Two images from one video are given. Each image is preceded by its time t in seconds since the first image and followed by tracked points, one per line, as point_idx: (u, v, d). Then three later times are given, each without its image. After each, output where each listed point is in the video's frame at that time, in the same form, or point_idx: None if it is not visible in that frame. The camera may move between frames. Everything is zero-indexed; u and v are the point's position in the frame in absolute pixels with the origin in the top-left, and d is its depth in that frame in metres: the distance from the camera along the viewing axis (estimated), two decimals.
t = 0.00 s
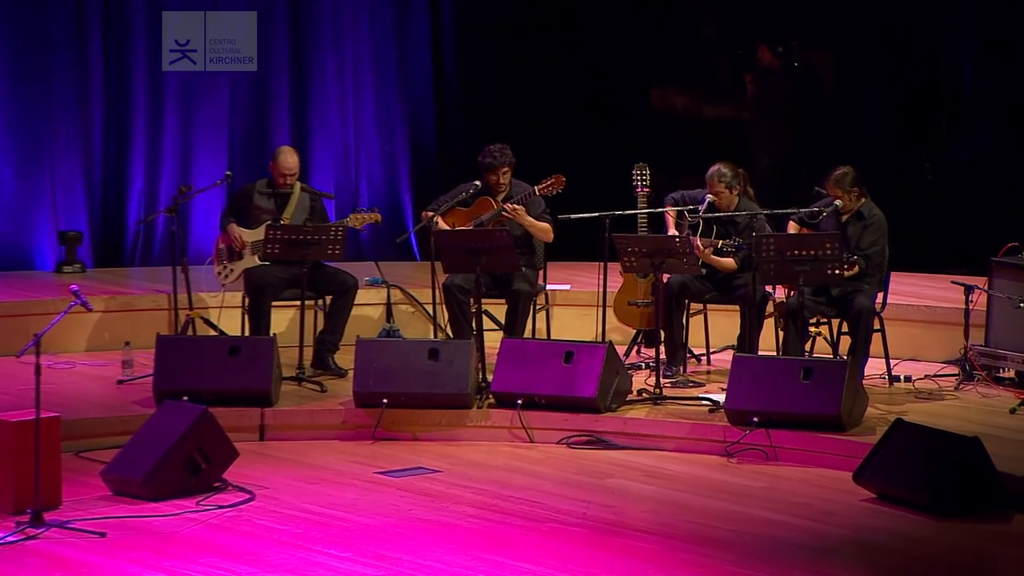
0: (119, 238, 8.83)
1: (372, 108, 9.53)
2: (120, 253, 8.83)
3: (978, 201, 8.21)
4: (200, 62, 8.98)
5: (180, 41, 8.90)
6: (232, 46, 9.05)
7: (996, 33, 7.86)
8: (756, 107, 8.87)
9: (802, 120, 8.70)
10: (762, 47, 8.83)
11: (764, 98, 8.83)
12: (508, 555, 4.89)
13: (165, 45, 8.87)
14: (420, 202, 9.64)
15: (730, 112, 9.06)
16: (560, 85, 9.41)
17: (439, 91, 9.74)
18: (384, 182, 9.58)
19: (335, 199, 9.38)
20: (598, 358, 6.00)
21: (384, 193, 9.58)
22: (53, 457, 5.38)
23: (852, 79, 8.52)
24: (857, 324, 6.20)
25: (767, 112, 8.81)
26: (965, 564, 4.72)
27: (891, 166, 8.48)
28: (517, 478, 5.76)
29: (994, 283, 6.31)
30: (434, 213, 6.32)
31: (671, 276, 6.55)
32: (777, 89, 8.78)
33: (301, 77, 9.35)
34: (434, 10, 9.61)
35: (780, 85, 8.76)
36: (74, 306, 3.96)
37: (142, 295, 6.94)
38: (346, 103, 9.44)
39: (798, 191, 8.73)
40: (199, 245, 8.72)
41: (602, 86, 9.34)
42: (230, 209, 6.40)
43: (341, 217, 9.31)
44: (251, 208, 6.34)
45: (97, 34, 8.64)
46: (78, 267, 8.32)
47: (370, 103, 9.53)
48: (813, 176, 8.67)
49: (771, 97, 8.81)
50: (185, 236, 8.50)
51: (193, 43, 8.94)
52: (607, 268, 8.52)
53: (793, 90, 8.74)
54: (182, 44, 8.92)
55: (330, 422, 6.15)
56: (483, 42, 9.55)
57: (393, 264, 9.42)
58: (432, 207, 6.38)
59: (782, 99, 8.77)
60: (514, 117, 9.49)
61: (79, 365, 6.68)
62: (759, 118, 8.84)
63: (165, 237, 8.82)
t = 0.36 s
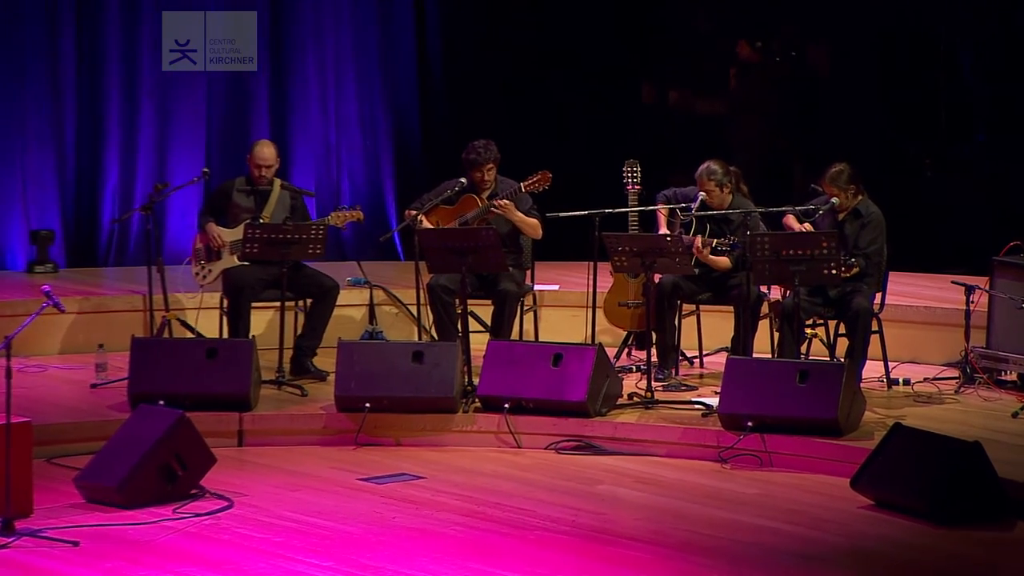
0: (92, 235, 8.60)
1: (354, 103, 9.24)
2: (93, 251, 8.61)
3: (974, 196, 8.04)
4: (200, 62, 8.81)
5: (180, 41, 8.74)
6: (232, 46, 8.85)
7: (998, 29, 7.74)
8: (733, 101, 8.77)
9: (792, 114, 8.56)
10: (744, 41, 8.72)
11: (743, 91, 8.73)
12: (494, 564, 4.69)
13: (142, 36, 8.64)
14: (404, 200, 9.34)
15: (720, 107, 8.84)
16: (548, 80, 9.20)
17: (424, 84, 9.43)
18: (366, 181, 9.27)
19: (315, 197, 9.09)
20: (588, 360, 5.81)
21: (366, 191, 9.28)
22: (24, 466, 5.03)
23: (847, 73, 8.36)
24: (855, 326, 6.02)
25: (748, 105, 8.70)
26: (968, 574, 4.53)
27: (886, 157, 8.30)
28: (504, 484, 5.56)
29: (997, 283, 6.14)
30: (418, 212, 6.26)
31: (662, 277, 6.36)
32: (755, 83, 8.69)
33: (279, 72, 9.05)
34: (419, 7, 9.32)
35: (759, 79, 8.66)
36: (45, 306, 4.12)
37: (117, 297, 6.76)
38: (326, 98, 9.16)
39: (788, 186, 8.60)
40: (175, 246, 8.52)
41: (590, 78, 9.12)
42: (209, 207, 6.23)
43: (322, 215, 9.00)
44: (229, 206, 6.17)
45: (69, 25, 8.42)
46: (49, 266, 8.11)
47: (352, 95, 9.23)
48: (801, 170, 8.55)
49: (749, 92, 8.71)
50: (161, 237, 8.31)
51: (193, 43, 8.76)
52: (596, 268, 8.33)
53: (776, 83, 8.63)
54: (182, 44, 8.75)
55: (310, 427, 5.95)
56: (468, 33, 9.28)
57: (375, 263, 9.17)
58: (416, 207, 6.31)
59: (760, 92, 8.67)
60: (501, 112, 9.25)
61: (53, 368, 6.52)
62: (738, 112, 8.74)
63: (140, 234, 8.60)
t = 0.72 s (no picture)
0: (64, 233, 8.32)
1: (336, 97, 9.01)
2: (66, 251, 8.33)
3: (971, 195, 7.91)
4: (200, 62, 8.63)
5: (179, 41, 8.55)
6: (231, 46, 8.67)
7: (998, 29, 7.65)
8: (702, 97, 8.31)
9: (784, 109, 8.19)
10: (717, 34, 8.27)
11: (712, 86, 8.26)
12: (479, 573, 4.49)
13: (119, 32, 8.35)
14: (387, 197, 9.13)
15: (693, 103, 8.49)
16: (536, 75, 9.05)
17: (407, 79, 9.20)
18: (348, 177, 9.06)
19: (295, 194, 8.87)
20: (576, 362, 5.64)
21: (348, 187, 9.06)
22: None
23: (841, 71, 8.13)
24: (851, 327, 5.86)
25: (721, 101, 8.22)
26: None
27: (882, 153, 8.14)
28: (490, 491, 5.38)
29: (997, 283, 5.97)
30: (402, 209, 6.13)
31: (652, 277, 6.21)
32: (729, 77, 8.22)
33: (258, 67, 8.77)
34: (403, 7, 9.11)
35: (732, 74, 8.21)
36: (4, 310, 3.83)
37: (91, 298, 6.62)
38: (307, 93, 8.91)
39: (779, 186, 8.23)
40: (151, 244, 8.37)
41: (589, 77, 8.97)
42: (185, 204, 6.12)
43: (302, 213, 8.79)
44: (208, 204, 6.08)
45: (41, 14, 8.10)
46: (22, 266, 7.75)
47: (333, 85, 9.00)
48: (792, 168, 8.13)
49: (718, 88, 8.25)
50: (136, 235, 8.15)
51: (193, 43, 8.58)
52: (584, 268, 8.15)
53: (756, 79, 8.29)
54: (182, 44, 8.56)
55: (290, 432, 5.78)
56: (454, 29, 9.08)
57: (357, 263, 8.94)
58: (399, 206, 6.17)
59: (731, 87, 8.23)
60: (489, 108, 9.07)
61: (24, 371, 6.35)
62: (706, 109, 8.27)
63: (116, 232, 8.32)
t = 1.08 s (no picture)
0: (39, 232, 8.14)
1: (319, 92, 8.84)
2: (41, 249, 8.14)
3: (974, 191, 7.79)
4: (201, 62, 8.53)
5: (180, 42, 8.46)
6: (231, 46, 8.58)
7: (997, 24, 7.58)
8: (685, 94, 7.65)
9: (778, 107, 7.69)
10: (693, 23, 7.45)
11: (691, 84, 7.63)
12: None
13: (95, 26, 8.21)
14: (371, 193, 8.95)
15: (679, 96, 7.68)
16: (525, 72, 8.89)
17: (393, 75, 9.04)
18: (331, 172, 8.87)
19: (277, 191, 8.70)
20: (567, 365, 5.48)
21: (331, 185, 8.88)
22: None
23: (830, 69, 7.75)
24: (851, 328, 5.70)
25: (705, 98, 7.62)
26: None
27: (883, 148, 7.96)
28: (478, 496, 5.19)
29: (999, 283, 5.82)
30: (388, 208, 5.98)
31: (644, 277, 6.04)
32: (707, 72, 7.58)
33: (236, 65, 8.61)
34: (387, 5, 8.96)
35: (709, 71, 7.56)
36: None
37: (66, 299, 6.50)
38: (290, 88, 8.76)
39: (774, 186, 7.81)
40: (129, 242, 8.24)
41: (582, 75, 8.82)
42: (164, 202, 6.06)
43: (284, 210, 8.62)
44: (186, 201, 6.02)
45: (15, 9, 7.95)
46: None
47: (314, 82, 8.83)
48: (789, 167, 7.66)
49: (699, 85, 7.61)
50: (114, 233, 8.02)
51: (194, 43, 8.49)
52: (575, 268, 7.98)
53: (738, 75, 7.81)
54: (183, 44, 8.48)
55: (272, 437, 5.61)
56: (439, 24, 8.89)
57: (342, 262, 8.78)
58: (386, 202, 6.04)
59: (713, 84, 7.62)
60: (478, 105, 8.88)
61: None
62: (690, 106, 7.66)
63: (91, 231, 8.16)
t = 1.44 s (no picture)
0: (19, 230, 8.03)
1: (306, 89, 8.67)
2: (20, 249, 8.05)
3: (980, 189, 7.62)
4: (201, 62, 8.39)
5: (180, 42, 8.33)
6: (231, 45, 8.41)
7: (999, 20, 7.44)
8: (671, 86, 7.59)
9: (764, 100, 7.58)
10: (671, 12, 7.48)
11: (672, 76, 7.58)
12: None
13: (75, 23, 8.06)
14: (361, 192, 8.81)
15: (666, 91, 7.63)
16: (519, 70, 8.76)
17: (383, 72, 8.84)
18: (319, 169, 8.73)
19: (264, 188, 8.55)
20: (562, 367, 5.32)
21: (320, 181, 8.73)
22: None
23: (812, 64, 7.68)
24: (853, 330, 5.56)
25: (690, 87, 7.56)
26: None
27: (883, 148, 7.84)
28: (468, 503, 5.01)
29: (1007, 283, 5.71)
30: (378, 203, 5.87)
31: (641, 277, 5.91)
32: (690, 64, 7.53)
33: (219, 65, 8.42)
34: (378, 5, 8.75)
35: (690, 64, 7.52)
36: None
37: (46, 299, 6.41)
38: (276, 84, 8.58)
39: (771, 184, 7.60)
40: (111, 242, 8.15)
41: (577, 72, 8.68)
42: (147, 200, 6.01)
43: (271, 208, 8.47)
44: (170, 198, 5.98)
45: None
46: None
47: (302, 77, 8.66)
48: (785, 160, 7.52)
49: (685, 72, 7.54)
50: (95, 231, 7.93)
51: (195, 43, 8.35)
52: (569, 268, 7.84)
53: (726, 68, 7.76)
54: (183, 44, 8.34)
55: (259, 441, 5.45)
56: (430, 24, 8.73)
57: (329, 261, 8.66)
58: (376, 199, 5.89)
59: (699, 71, 7.56)
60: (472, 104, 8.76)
61: None
62: (675, 99, 7.59)
63: (72, 229, 8.07)
